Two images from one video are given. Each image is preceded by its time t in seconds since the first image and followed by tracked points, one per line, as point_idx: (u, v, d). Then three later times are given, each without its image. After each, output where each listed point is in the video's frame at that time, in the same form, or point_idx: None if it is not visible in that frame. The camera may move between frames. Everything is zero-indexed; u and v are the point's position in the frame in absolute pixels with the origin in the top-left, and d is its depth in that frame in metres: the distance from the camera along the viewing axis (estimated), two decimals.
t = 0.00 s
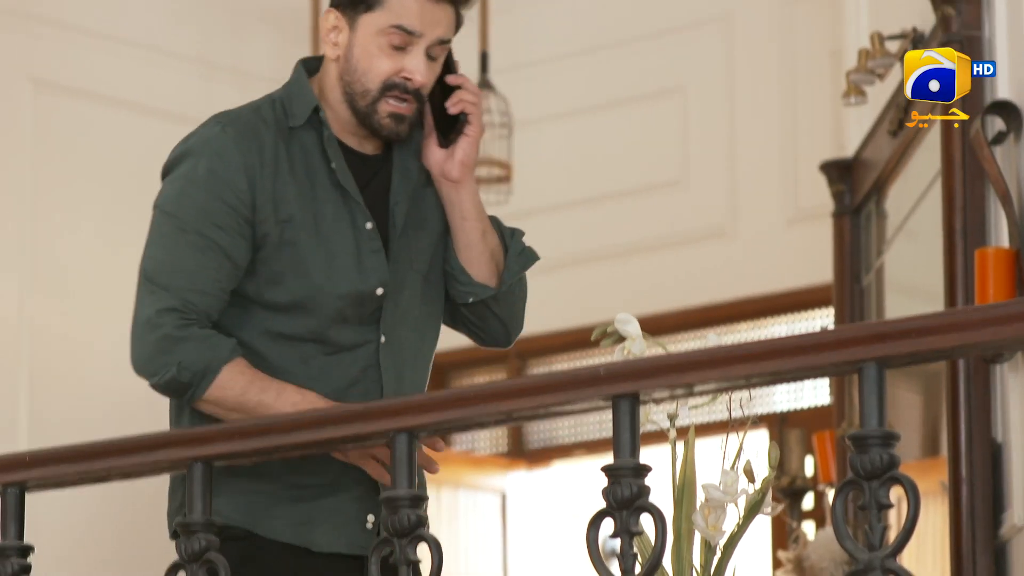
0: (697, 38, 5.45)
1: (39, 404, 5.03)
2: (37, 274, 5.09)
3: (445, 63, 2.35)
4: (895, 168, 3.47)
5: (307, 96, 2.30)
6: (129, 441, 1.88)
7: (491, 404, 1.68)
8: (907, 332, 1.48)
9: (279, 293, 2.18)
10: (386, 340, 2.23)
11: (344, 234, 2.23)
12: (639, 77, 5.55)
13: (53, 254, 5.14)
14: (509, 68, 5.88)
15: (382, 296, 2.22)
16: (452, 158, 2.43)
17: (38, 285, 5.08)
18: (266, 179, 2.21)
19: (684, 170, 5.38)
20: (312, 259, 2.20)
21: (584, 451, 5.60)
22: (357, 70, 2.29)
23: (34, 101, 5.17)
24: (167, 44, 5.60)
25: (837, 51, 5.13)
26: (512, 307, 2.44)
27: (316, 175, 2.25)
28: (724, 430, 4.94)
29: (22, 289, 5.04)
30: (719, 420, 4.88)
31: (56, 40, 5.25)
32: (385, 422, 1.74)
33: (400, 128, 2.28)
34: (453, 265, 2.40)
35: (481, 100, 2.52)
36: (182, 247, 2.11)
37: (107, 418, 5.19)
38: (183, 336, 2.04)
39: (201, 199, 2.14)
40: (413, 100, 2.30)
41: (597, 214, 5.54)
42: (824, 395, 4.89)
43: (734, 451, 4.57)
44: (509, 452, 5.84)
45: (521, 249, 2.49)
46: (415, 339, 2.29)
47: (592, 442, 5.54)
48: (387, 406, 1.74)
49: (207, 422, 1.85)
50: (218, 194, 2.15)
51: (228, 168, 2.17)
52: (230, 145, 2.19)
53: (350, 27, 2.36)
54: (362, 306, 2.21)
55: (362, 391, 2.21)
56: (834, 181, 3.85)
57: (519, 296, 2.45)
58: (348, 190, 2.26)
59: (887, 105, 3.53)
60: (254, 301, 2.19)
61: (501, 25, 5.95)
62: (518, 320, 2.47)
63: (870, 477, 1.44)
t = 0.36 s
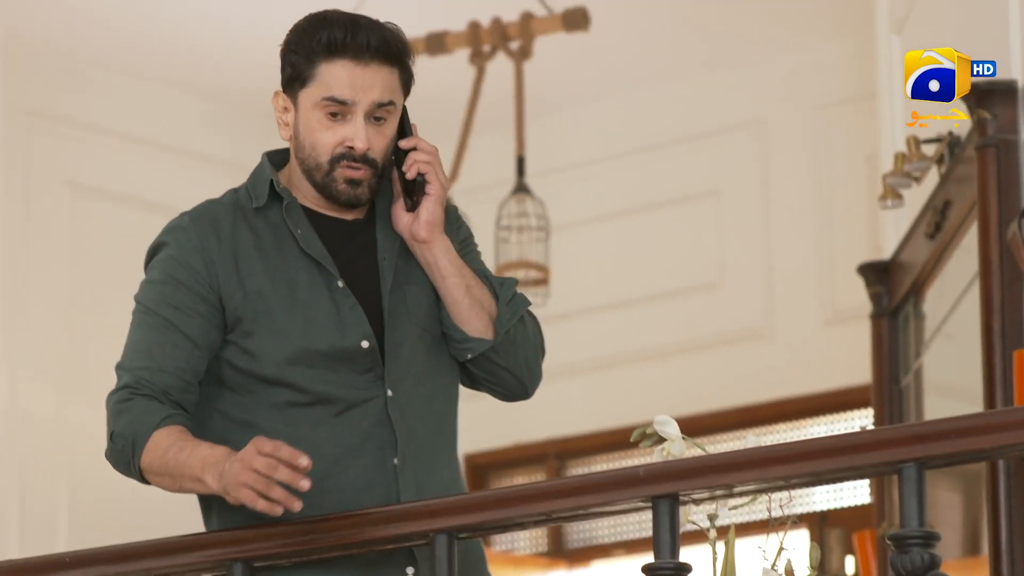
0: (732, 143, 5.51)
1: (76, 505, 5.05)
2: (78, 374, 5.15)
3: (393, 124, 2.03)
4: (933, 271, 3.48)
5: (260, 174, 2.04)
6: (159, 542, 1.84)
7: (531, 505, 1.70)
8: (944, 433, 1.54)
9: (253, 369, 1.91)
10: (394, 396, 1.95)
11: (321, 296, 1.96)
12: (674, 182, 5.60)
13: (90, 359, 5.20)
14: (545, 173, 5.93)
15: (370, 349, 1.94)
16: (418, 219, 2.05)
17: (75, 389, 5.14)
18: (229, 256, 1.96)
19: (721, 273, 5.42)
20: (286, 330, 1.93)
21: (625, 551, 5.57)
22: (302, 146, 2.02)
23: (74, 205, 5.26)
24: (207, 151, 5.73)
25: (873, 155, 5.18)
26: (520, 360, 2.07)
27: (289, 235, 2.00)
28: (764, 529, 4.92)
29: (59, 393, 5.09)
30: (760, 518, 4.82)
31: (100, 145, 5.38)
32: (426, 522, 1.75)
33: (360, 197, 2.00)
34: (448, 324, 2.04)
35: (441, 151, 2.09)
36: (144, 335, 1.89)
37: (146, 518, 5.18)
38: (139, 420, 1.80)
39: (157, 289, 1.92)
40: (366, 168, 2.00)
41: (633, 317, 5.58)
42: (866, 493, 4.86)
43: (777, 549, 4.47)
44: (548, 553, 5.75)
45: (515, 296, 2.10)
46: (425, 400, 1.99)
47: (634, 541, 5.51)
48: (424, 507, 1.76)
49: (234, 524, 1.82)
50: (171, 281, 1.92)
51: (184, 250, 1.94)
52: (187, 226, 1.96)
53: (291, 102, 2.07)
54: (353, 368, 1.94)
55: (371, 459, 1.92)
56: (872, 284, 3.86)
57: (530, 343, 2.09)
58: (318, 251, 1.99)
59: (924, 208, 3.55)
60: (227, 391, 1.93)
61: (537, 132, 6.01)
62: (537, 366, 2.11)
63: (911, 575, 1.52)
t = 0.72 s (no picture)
0: (807, 166, 5.51)
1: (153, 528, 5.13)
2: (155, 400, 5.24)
3: (500, 134, 2.27)
4: (1010, 292, 3.46)
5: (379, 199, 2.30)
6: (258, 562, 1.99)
7: (609, 529, 1.80)
8: (1019, 457, 1.61)
9: (362, 385, 2.14)
10: (495, 408, 2.13)
11: (423, 317, 2.17)
12: (748, 204, 5.61)
13: (168, 384, 5.29)
14: (619, 197, 5.96)
15: (465, 363, 2.14)
16: (529, 223, 2.23)
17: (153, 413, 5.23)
18: (339, 282, 2.21)
19: (794, 297, 5.42)
20: (390, 347, 2.16)
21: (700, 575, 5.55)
22: (413, 165, 2.26)
23: (150, 234, 5.34)
24: (284, 178, 5.83)
25: (948, 178, 5.15)
26: (640, 362, 2.20)
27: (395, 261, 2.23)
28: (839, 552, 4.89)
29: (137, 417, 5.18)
30: (834, 541, 4.79)
31: (179, 172, 5.48)
32: (506, 545, 1.86)
33: (472, 212, 2.23)
34: (570, 335, 2.20)
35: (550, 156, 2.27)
36: (270, 357, 2.17)
37: (223, 543, 5.26)
38: (249, 456, 2.06)
39: (279, 314, 2.19)
40: (476, 179, 2.23)
41: (707, 340, 5.58)
42: (942, 516, 4.83)
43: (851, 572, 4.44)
44: None
45: (634, 298, 2.22)
46: (532, 411, 2.16)
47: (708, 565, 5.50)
48: (503, 530, 1.87)
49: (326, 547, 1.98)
50: (290, 307, 2.19)
51: (301, 279, 2.20)
52: (304, 257, 2.23)
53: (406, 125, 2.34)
54: (451, 383, 2.14)
55: (472, 466, 2.11)
56: (947, 306, 3.85)
57: (654, 345, 2.21)
58: (419, 275, 2.20)
59: (1000, 231, 3.54)
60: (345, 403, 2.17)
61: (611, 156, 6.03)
62: (665, 370, 2.23)
63: None
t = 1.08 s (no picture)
0: (809, 178, 5.51)
1: (153, 541, 5.12)
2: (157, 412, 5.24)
3: (548, 137, 2.38)
4: (1010, 304, 3.46)
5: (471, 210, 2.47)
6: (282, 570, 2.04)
7: (609, 541, 1.80)
8: (1019, 469, 1.60)
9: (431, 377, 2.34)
10: (525, 404, 2.22)
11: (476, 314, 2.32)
12: (750, 216, 5.61)
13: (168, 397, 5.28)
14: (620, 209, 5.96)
15: (499, 355, 2.25)
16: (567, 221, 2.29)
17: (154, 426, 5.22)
18: (428, 287, 2.45)
19: (796, 309, 5.43)
20: (453, 345, 2.32)
21: None
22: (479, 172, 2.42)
23: (152, 244, 5.35)
24: (287, 189, 5.83)
25: (950, 190, 5.14)
26: (676, 365, 2.14)
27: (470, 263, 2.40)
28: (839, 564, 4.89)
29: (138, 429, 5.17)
30: (834, 554, 4.79)
31: (180, 184, 5.48)
32: (507, 557, 1.87)
33: (520, 213, 2.35)
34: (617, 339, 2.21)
35: (590, 156, 2.33)
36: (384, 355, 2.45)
37: (224, 554, 5.27)
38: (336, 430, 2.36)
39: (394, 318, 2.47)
40: (519, 182, 2.35)
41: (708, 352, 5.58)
42: (941, 528, 4.82)
43: None
44: None
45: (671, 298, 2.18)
46: (573, 411, 2.20)
47: None
48: (504, 543, 1.88)
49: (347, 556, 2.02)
50: (399, 313, 2.46)
51: (404, 288, 2.47)
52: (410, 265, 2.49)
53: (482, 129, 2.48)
54: (492, 376, 2.26)
55: (498, 458, 2.20)
56: (947, 318, 3.83)
57: (693, 349, 2.16)
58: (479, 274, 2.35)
59: (1001, 243, 3.53)
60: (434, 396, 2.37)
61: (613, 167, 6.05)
62: (711, 377, 2.16)
63: None
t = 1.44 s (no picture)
0: (783, 189, 5.51)
1: (125, 552, 5.08)
2: (129, 422, 5.21)
3: (539, 152, 2.35)
4: (982, 315, 3.47)
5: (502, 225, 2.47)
6: None
7: (581, 551, 1.79)
8: (991, 481, 1.60)
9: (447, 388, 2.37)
10: (500, 409, 2.19)
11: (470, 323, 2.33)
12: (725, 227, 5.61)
13: (139, 408, 5.25)
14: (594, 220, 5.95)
15: (473, 365, 2.28)
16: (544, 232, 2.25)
17: (125, 438, 5.19)
18: (460, 299, 2.48)
19: (769, 319, 5.44)
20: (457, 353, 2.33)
21: None
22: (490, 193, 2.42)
23: (124, 254, 5.33)
24: (261, 199, 5.81)
25: (923, 202, 5.16)
26: (631, 370, 2.10)
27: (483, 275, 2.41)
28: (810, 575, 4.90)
29: (109, 441, 5.14)
30: (806, 565, 4.78)
31: (153, 194, 5.45)
32: (477, 567, 1.86)
33: (517, 227, 2.33)
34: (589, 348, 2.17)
35: (566, 166, 2.28)
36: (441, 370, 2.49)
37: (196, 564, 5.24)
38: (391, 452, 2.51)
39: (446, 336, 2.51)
40: (513, 197, 2.34)
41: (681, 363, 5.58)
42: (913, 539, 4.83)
43: None
44: None
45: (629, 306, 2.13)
46: (545, 419, 2.16)
47: None
48: (474, 553, 1.87)
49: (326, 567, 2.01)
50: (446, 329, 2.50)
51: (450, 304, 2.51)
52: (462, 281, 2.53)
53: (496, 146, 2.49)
54: (477, 383, 2.27)
55: (471, 464, 2.20)
56: (919, 329, 3.84)
57: (652, 355, 2.10)
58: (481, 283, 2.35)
59: (973, 254, 3.54)
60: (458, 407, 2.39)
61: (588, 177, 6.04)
62: (670, 383, 2.09)
63: None
